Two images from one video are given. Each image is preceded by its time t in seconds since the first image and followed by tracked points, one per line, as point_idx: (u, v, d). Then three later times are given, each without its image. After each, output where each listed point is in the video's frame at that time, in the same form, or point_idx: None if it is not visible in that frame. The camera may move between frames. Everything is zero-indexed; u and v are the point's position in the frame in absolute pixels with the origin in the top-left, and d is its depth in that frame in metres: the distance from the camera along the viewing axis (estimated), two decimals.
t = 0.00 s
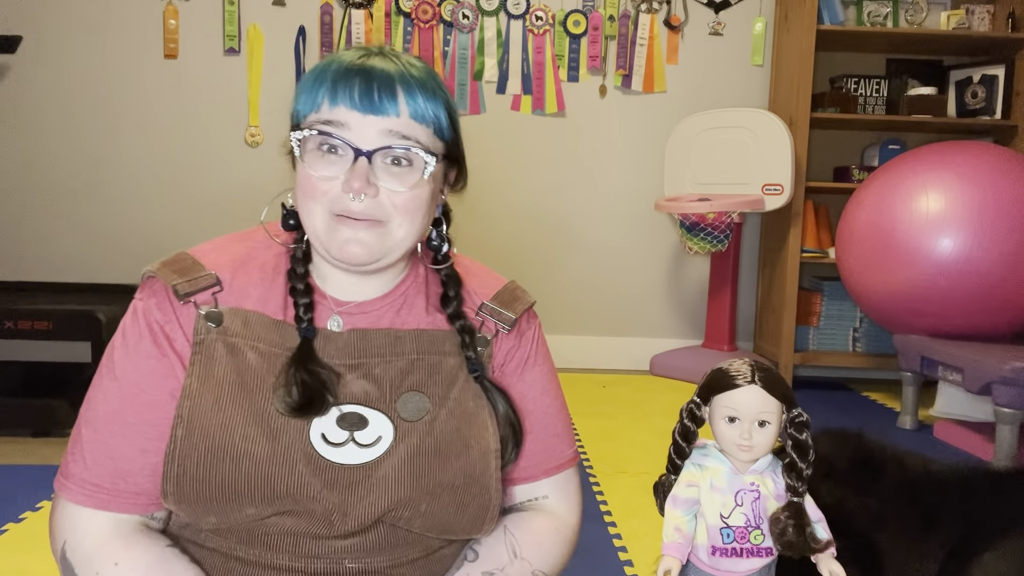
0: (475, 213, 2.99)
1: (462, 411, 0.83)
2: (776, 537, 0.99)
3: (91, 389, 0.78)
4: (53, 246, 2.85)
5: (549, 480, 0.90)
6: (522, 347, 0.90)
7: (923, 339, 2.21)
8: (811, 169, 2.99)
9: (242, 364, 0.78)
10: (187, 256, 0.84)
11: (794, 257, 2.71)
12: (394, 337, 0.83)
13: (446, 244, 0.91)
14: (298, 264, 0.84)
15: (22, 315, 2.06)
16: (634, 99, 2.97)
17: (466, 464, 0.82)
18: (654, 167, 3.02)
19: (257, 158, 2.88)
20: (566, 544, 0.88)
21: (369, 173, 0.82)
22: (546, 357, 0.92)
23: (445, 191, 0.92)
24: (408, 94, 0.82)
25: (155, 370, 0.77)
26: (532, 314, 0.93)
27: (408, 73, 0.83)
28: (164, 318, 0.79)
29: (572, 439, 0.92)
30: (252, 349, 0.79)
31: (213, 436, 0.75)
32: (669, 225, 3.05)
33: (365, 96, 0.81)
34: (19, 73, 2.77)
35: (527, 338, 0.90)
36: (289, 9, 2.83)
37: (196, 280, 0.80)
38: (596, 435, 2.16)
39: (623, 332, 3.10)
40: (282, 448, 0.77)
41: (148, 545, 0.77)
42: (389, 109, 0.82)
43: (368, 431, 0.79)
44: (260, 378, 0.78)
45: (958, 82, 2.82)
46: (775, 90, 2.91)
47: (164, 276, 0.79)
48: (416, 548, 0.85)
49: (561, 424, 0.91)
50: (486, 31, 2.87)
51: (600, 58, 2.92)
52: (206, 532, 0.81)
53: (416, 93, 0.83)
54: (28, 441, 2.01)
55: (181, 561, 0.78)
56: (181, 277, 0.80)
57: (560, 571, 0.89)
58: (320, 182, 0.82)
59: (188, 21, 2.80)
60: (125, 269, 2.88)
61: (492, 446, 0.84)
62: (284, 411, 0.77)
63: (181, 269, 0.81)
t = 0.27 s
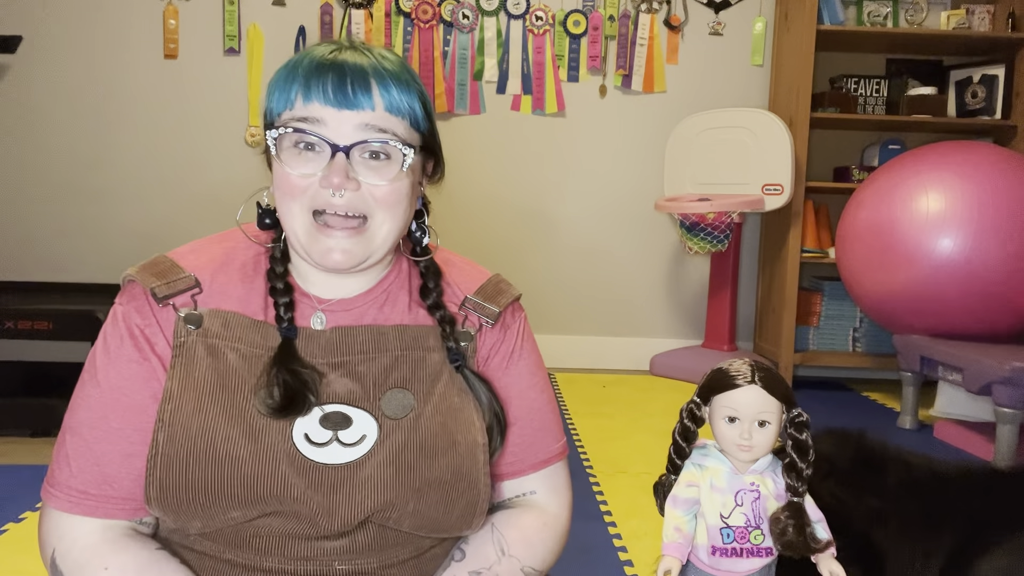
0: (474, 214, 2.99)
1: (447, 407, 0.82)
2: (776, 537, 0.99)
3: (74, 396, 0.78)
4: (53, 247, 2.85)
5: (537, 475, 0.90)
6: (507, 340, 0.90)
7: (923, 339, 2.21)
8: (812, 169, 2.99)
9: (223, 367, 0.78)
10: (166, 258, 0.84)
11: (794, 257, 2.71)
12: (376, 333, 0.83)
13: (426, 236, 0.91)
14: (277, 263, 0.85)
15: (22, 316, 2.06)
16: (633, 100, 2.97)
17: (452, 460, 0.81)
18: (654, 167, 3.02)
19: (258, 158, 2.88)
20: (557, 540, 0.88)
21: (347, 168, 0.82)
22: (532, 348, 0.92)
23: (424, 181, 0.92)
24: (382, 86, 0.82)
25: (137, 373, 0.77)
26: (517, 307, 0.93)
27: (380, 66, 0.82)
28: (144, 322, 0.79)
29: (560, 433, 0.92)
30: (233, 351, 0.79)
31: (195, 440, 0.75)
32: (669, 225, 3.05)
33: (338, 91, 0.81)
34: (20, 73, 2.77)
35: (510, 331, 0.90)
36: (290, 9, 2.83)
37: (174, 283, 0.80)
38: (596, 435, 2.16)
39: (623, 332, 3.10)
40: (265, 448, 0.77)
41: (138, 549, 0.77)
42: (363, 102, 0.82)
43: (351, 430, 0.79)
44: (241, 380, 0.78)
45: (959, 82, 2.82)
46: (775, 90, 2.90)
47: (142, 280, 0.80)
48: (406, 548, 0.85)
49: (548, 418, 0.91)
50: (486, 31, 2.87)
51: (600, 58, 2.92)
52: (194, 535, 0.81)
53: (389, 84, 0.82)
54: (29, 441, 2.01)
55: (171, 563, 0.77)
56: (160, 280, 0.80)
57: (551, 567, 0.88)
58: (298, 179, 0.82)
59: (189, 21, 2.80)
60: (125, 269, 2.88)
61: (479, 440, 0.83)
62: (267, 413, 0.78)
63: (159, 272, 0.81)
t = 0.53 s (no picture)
0: (474, 214, 2.99)
1: (448, 404, 0.83)
2: (776, 537, 0.99)
3: (78, 393, 0.78)
4: (54, 246, 2.85)
5: (539, 473, 0.90)
6: (509, 338, 0.90)
7: (923, 339, 2.21)
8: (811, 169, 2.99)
9: (226, 364, 0.79)
10: (170, 257, 0.84)
11: (794, 257, 2.71)
12: (378, 331, 0.83)
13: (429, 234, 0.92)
14: (280, 263, 0.84)
15: (22, 316, 2.07)
16: (633, 100, 2.97)
17: (453, 458, 0.81)
18: (654, 167, 3.02)
19: (257, 158, 2.88)
20: (558, 537, 0.88)
21: (353, 168, 0.82)
22: (533, 347, 0.92)
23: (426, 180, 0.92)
24: (387, 86, 0.82)
25: (140, 370, 0.78)
26: (518, 306, 0.93)
27: (385, 66, 0.82)
28: (147, 319, 0.80)
29: (561, 431, 0.92)
30: (237, 348, 0.79)
31: (198, 435, 0.76)
32: (669, 225, 3.05)
33: (344, 91, 0.81)
34: (20, 73, 2.77)
35: (509, 328, 0.90)
36: (290, 8, 2.83)
37: (178, 281, 0.80)
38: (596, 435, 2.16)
39: (623, 332, 3.10)
40: (268, 444, 0.77)
41: (138, 542, 0.77)
42: (368, 102, 0.82)
43: (353, 427, 0.79)
44: (244, 377, 0.79)
45: (958, 82, 2.82)
46: (775, 90, 2.91)
47: (147, 278, 0.80)
48: (409, 545, 0.85)
49: (549, 416, 0.91)
50: (486, 31, 2.87)
51: (600, 58, 2.92)
52: (197, 532, 0.82)
53: (394, 84, 0.83)
54: (29, 441, 2.01)
55: (171, 560, 0.78)
56: (164, 278, 0.80)
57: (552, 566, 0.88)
58: (303, 178, 0.82)
59: (189, 21, 2.80)
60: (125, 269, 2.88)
61: (481, 437, 0.83)
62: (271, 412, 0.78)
63: (164, 269, 0.82)
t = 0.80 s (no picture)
0: (474, 214, 2.99)
1: (452, 402, 0.83)
2: (776, 537, 0.99)
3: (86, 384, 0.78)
4: (54, 246, 2.85)
5: (541, 476, 0.90)
6: (514, 342, 0.90)
7: (923, 339, 2.21)
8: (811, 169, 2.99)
9: (234, 357, 0.79)
10: (182, 251, 0.84)
11: (794, 257, 2.71)
12: (385, 330, 0.83)
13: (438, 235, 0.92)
14: (291, 261, 0.85)
15: (22, 316, 2.07)
16: (634, 99, 2.97)
17: (456, 456, 0.81)
18: (654, 167, 3.02)
19: (257, 158, 2.88)
20: (560, 538, 0.88)
21: (363, 168, 0.82)
22: (538, 352, 0.92)
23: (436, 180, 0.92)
24: (397, 87, 0.82)
25: (148, 360, 0.78)
26: (525, 310, 0.93)
27: (396, 67, 0.82)
28: (157, 311, 0.80)
29: (564, 436, 0.91)
30: (245, 342, 0.80)
31: (203, 427, 0.75)
32: (669, 225, 3.05)
33: (355, 92, 0.81)
34: (20, 73, 2.77)
35: (516, 332, 0.90)
36: (289, 8, 2.83)
37: (189, 275, 0.81)
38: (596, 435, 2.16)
39: (623, 332, 3.10)
40: (272, 437, 0.77)
41: (143, 524, 0.77)
42: (379, 104, 0.82)
43: (357, 423, 0.79)
44: (250, 370, 0.79)
45: (958, 82, 2.82)
46: (776, 90, 2.90)
47: (158, 271, 0.80)
48: (411, 543, 0.85)
49: (553, 420, 0.91)
50: (486, 31, 2.87)
51: (600, 58, 2.92)
52: (201, 526, 0.82)
53: (405, 86, 0.83)
54: (29, 441, 2.01)
55: (175, 541, 0.78)
56: (175, 272, 0.81)
57: (555, 568, 0.88)
58: (314, 178, 0.82)
59: (189, 21, 2.80)
60: (126, 268, 2.88)
61: (483, 438, 0.84)
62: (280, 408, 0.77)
63: (176, 264, 0.82)
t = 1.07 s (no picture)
0: (474, 213, 2.99)
1: (457, 399, 0.83)
2: (776, 537, 0.99)
3: (97, 377, 0.78)
4: (55, 246, 2.85)
5: (543, 474, 0.90)
6: (518, 342, 0.90)
7: (923, 339, 2.21)
8: (811, 169, 2.99)
9: (242, 352, 0.79)
10: (192, 247, 0.84)
11: (793, 258, 2.71)
12: (391, 327, 0.83)
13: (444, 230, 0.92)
14: (300, 265, 0.84)
15: (22, 316, 2.07)
16: (634, 99, 2.97)
17: (459, 451, 0.82)
18: (654, 167, 3.02)
19: (256, 159, 2.88)
20: (561, 534, 0.88)
21: (381, 174, 0.82)
22: (542, 352, 0.92)
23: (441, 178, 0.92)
24: (409, 90, 0.83)
25: (158, 354, 0.78)
26: (529, 310, 0.93)
27: (405, 70, 0.83)
28: (167, 305, 0.80)
29: (565, 435, 0.91)
30: (253, 337, 0.80)
31: (212, 419, 0.76)
32: (669, 225, 3.05)
33: (368, 99, 0.82)
34: (20, 73, 2.77)
35: (520, 332, 0.90)
36: (289, 9, 2.83)
37: (200, 271, 0.81)
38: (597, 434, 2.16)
39: (623, 332, 3.10)
40: (279, 430, 0.77)
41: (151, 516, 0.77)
42: (393, 109, 0.82)
43: (363, 419, 0.79)
44: (258, 366, 0.79)
45: (958, 82, 2.82)
46: (776, 89, 2.91)
47: (169, 266, 0.80)
48: (413, 539, 0.85)
49: (556, 420, 0.91)
50: (486, 31, 2.87)
51: (600, 58, 2.92)
52: (205, 521, 0.82)
53: (416, 88, 0.83)
54: (29, 441, 2.01)
55: (179, 531, 0.78)
56: (186, 268, 0.81)
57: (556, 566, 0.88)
58: (332, 187, 0.82)
59: (188, 21, 2.80)
60: (126, 268, 2.88)
61: (486, 435, 0.84)
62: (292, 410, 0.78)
63: (186, 260, 0.82)
